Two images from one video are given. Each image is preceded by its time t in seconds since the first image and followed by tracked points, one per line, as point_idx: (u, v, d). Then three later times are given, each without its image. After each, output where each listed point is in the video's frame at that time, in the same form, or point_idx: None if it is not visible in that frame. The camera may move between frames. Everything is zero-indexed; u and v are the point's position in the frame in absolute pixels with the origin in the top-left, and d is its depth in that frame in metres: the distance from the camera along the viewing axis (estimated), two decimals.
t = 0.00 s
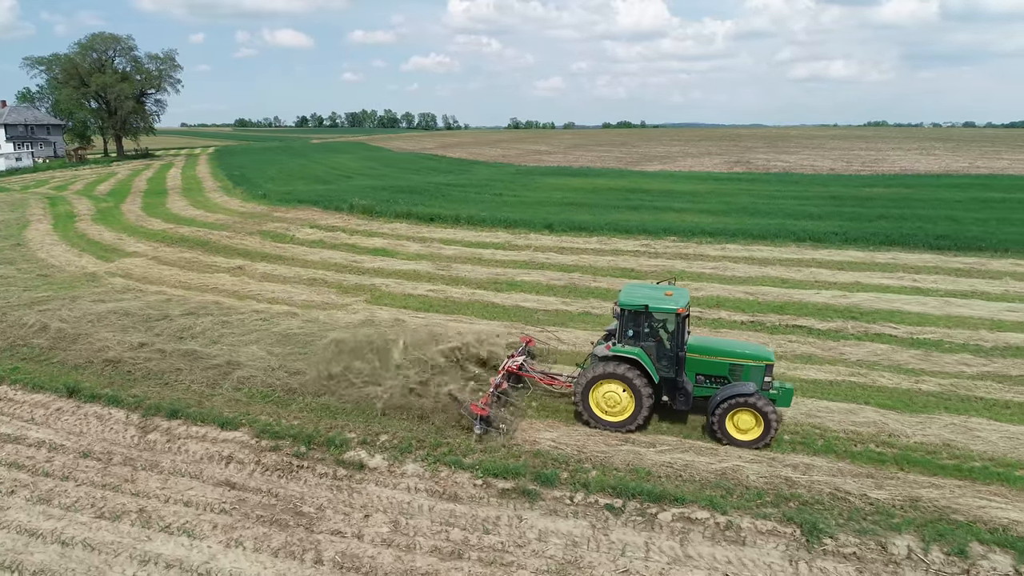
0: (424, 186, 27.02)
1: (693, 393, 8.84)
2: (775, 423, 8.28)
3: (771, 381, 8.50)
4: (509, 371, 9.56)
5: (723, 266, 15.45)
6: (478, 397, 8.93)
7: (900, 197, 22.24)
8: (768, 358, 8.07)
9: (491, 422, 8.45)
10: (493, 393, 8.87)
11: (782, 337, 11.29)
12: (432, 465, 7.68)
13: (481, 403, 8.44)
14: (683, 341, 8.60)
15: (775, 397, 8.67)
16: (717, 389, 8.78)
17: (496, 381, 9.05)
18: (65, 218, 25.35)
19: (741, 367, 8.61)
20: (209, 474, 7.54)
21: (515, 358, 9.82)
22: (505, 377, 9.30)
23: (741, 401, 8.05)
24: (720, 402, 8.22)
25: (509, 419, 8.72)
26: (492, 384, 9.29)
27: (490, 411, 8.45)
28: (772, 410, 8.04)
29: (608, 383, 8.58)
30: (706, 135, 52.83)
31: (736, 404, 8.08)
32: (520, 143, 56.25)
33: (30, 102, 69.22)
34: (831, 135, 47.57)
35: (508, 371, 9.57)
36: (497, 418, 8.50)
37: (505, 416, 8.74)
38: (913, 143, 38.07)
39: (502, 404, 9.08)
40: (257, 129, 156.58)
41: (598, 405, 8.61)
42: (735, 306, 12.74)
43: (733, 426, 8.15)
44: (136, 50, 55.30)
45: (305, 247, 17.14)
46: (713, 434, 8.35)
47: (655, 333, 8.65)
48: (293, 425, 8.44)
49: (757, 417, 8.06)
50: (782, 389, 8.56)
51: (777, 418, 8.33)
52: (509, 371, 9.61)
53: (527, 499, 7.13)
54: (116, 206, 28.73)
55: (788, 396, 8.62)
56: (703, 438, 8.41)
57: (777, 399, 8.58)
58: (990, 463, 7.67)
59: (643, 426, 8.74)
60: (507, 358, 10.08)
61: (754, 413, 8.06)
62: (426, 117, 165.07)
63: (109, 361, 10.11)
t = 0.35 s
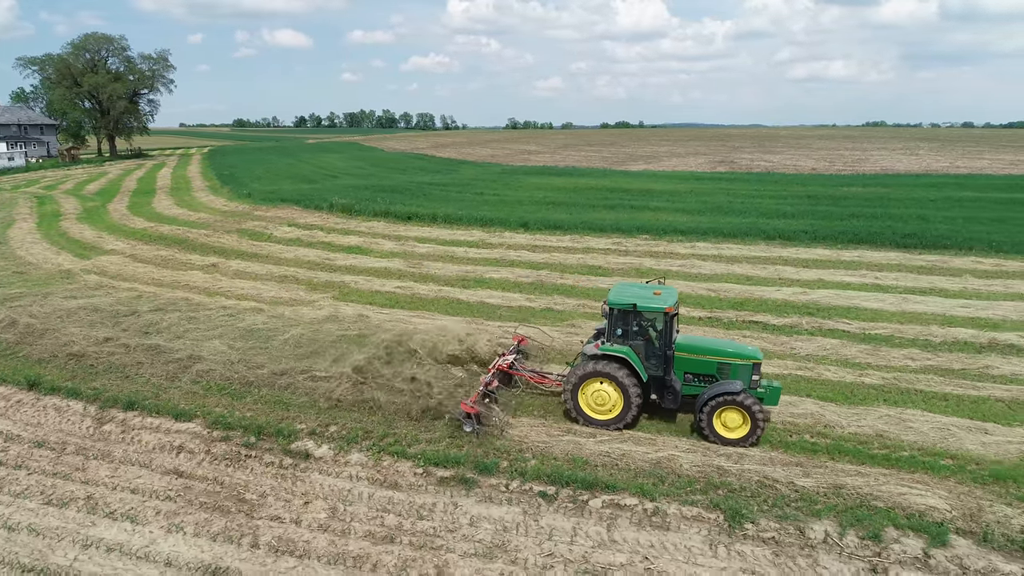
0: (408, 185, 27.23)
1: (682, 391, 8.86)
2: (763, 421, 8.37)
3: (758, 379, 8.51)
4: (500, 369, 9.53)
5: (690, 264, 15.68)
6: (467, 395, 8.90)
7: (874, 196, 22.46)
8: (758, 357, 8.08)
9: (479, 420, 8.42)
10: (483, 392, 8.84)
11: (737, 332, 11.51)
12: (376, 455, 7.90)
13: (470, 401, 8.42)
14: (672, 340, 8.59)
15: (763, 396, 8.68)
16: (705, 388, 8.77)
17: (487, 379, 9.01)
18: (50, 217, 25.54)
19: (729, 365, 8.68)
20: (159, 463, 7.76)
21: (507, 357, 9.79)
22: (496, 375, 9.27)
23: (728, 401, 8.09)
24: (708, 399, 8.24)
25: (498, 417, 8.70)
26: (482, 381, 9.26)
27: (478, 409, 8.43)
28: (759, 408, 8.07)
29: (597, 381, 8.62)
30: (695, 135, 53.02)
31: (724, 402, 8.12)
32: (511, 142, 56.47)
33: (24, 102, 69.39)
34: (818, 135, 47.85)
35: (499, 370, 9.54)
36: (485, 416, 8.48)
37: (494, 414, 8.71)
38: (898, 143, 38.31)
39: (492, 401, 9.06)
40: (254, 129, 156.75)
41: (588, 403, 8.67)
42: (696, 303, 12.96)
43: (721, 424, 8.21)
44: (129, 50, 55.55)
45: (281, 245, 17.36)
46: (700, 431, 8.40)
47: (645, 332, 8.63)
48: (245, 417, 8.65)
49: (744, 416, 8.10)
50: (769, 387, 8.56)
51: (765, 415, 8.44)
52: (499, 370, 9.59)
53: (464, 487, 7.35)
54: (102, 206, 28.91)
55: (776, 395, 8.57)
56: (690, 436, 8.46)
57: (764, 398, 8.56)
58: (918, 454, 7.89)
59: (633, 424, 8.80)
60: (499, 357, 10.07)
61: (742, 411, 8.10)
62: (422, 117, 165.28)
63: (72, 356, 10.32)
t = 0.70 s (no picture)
0: (392, 184, 27.45)
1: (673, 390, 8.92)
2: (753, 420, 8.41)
3: (748, 377, 8.59)
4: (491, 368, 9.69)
5: (659, 261, 15.93)
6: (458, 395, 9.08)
7: (850, 195, 22.70)
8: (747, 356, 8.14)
9: (471, 419, 8.59)
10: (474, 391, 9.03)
11: (694, 327, 11.78)
12: (325, 445, 8.13)
13: (462, 400, 8.61)
14: (661, 338, 8.70)
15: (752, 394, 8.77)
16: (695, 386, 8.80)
17: (478, 378, 9.19)
18: (37, 215, 25.77)
19: (718, 364, 8.63)
20: (114, 452, 7.98)
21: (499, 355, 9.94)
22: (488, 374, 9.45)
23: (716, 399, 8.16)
24: (697, 398, 8.31)
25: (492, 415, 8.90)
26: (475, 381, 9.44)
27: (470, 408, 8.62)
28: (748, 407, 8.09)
29: (587, 379, 8.72)
30: (685, 134, 53.21)
31: (714, 402, 8.17)
32: (502, 142, 56.68)
33: (19, 102, 69.62)
34: (807, 134, 48.06)
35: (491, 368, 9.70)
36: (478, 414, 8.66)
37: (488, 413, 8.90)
38: (883, 143, 38.58)
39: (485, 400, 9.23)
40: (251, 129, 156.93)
41: (579, 401, 8.77)
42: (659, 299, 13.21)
43: (710, 423, 8.25)
44: (122, 51, 55.82)
45: (258, 243, 17.59)
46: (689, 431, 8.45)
47: (635, 330, 8.74)
48: (202, 408, 8.87)
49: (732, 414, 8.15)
50: (758, 385, 8.64)
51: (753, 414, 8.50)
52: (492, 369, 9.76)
53: (406, 474, 7.58)
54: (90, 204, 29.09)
55: (764, 394, 8.58)
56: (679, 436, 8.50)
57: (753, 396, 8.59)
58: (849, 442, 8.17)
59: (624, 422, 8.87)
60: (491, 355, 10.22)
61: (731, 410, 8.16)
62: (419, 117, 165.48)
63: (39, 349, 10.55)
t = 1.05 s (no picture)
0: (377, 183, 27.67)
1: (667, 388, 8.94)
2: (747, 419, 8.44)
3: (740, 376, 8.61)
4: (488, 365, 9.77)
5: (631, 258, 16.17)
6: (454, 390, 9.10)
7: (827, 194, 22.94)
8: (739, 356, 8.12)
9: (466, 415, 8.63)
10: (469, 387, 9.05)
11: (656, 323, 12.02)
12: (280, 434, 8.35)
13: (457, 397, 8.62)
14: (655, 336, 8.67)
15: (745, 392, 8.79)
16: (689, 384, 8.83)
17: (474, 374, 9.22)
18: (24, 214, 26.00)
19: (712, 363, 8.64)
20: (74, 441, 8.20)
21: (495, 352, 10.02)
22: (484, 370, 9.50)
23: (709, 398, 8.19)
24: (689, 396, 8.36)
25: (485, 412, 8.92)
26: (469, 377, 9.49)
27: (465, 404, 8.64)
28: (741, 406, 8.12)
29: (581, 377, 8.74)
30: (676, 134, 53.39)
31: (705, 400, 8.22)
32: (494, 142, 56.88)
33: (14, 102, 69.81)
34: (796, 134, 48.28)
35: (487, 365, 9.77)
36: (472, 410, 8.69)
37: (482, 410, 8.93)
38: (870, 143, 38.84)
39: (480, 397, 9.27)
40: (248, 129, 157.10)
41: (573, 398, 8.83)
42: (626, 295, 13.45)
43: (703, 421, 8.30)
44: (115, 51, 56.07)
45: (237, 241, 17.83)
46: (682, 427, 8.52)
47: (629, 329, 8.70)
48: (164, 399, 9.09)
49: (724, 412, 8.18)
50: (752, 383, 8.65)
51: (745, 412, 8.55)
52: (488, 366, 9.82)
53: (356, 462, 7.81)
54: (79, 203, 29.28)
55: (758, 392, 8.58)
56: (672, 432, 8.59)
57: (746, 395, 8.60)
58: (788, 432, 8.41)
59: (617, 419, 8.92)
60: (487, 352, 10.30)
61: (724, 409, 8.19)
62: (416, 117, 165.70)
63: (10, 343, 10.78)
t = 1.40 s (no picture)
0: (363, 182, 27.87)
1: (663, 386, 9.04)
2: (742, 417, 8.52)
3: (736, 374, 8.72)
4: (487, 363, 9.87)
5: (605, 256, 16.39)
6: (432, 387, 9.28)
7: (805, 193, 23.20)
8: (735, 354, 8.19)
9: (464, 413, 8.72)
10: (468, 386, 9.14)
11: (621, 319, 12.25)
12: (241, 425, 8.56)
13: (455, 395, 8.71)
14: (651, 334, 8.80)
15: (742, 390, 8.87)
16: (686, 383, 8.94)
17: (473, 373, 9.31)
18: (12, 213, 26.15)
19: (708, 361, 8.77)
20: (40, 432, 8.41)
21: (494, 351, 10.12)
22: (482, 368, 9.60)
23: (705, 396, 8.28)
24: (686, 394, 8.44)
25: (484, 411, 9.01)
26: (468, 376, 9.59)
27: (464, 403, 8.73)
28: (737, 405, 8.22)
29: (578, 375, 8.82)
30: (667, 134, 53.51)
31: (701, 397, 8.31)
32: (486, 142, 57.08)
33: (9, 102, 69.95)
34: (785, 134, 48.42)
35: (486, 363, 9.86)
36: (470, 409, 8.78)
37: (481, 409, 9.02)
38: (856, 142, 39.10)
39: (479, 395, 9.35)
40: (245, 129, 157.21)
41: (569, 396, 8.90)
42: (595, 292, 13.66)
43: (698, 419, 8.39)
44: (109, 51, 56.33)
45: (219, 239, 18.03)
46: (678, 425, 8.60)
47: (626, 327, 8.84)
48: (130, 392, 9.29)
49: (721, 410, 8.27)
50: (749, 382, 8.72)
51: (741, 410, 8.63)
52: (487, 364, 9.89)
53: (312, 452, 8.03)
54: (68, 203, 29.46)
55: (755, 391, 8.66)
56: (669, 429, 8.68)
57: (742, 394, 8.68)
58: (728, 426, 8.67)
59: (614, 418, 8.99)
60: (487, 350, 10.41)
61: (719, 406, 8.27)
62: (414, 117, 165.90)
63: None
